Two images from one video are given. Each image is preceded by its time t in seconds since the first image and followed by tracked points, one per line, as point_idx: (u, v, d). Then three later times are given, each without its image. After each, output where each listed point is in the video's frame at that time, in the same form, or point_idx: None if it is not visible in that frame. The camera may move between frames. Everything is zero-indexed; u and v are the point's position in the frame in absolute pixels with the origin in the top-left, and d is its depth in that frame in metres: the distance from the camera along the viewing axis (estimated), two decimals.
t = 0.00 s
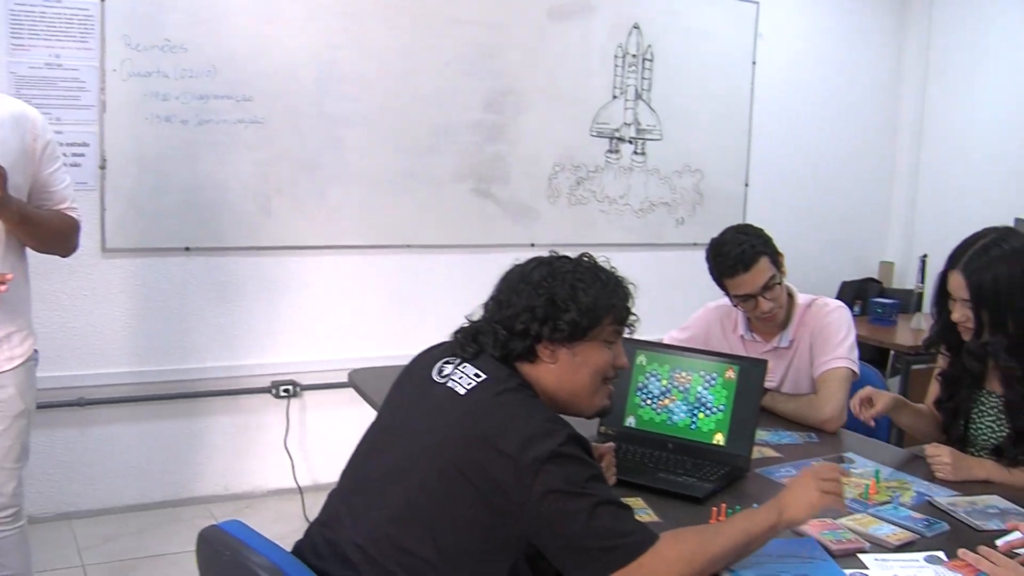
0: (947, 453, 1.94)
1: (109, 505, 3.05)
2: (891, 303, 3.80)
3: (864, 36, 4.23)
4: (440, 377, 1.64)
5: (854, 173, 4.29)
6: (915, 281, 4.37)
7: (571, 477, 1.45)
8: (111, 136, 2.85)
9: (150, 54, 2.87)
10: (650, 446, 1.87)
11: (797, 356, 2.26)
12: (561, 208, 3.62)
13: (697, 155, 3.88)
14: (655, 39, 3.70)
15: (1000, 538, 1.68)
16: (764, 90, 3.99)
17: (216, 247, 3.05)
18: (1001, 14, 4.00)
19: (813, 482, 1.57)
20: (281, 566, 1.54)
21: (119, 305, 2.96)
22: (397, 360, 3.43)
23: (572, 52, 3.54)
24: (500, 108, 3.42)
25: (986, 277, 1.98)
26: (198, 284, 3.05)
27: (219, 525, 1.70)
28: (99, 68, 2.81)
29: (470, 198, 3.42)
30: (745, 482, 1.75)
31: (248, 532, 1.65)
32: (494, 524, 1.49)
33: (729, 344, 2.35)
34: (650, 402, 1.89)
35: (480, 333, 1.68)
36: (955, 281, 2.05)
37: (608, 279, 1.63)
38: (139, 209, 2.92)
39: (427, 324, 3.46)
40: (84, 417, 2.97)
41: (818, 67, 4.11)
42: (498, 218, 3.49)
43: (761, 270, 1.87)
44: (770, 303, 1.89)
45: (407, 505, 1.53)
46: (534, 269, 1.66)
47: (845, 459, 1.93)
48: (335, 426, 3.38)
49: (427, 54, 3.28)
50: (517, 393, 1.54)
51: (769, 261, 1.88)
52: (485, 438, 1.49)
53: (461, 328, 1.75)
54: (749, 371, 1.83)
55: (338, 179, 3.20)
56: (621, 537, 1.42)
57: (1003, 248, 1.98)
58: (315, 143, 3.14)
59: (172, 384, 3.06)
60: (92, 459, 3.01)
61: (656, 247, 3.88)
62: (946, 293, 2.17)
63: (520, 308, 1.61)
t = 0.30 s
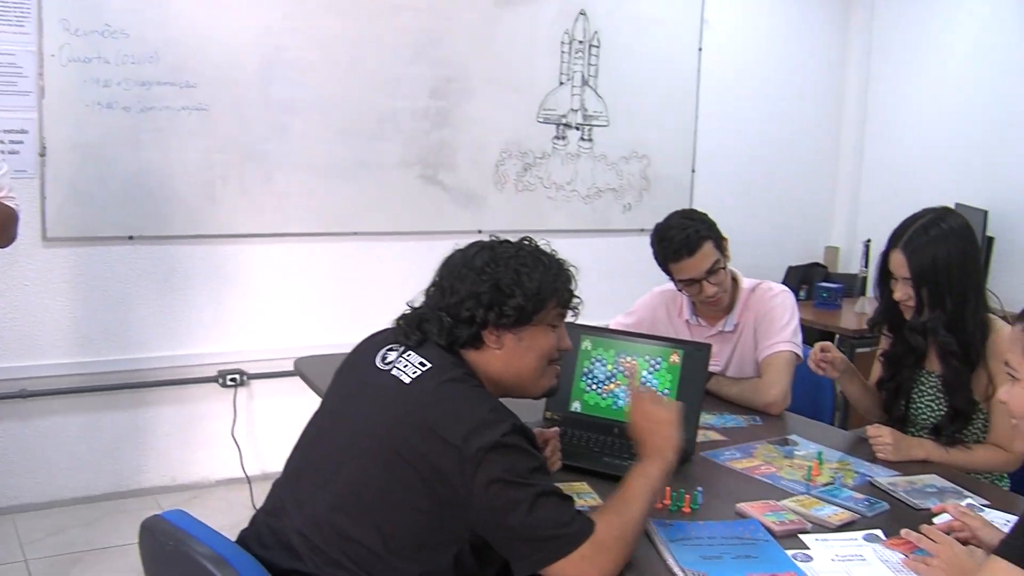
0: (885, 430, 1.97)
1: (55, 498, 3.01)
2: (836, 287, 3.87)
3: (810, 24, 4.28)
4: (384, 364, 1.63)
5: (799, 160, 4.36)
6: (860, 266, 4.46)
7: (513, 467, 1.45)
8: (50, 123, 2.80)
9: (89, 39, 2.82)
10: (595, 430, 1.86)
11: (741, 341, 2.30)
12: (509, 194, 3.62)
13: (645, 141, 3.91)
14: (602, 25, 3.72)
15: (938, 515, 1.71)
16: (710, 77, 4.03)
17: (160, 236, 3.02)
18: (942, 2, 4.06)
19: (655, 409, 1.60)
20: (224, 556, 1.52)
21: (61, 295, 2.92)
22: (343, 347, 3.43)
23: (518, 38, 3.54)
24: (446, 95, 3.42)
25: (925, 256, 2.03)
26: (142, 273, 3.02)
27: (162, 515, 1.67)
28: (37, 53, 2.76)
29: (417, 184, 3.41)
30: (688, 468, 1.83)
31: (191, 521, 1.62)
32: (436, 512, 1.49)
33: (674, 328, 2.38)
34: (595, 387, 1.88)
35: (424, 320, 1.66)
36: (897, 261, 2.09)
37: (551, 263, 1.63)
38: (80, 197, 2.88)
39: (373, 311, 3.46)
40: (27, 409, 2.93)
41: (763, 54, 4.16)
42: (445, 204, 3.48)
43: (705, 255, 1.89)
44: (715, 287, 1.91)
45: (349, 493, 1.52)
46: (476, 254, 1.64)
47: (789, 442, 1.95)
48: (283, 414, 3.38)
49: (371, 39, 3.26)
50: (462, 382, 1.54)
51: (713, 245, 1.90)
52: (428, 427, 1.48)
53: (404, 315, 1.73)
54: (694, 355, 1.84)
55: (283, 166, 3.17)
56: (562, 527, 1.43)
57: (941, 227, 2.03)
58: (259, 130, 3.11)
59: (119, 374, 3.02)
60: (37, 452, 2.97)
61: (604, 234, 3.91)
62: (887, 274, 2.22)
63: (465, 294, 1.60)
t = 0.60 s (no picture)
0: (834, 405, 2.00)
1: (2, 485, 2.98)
2: (784, 266, 3.94)
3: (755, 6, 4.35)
4: (332, 345, 1.63)
5: (743, 142, 4.45)
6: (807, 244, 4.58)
7: (463, 441, 1.50)
8: None
9: (28, 17, 2.76)
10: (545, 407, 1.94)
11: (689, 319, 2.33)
12: (458, 174, 3.62)
13: (593, 121, 3.95)
14: (551, 6, 3.73)
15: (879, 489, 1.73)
16: (659, 59, 4.09)
17: (105, 219, 2.98)
18: None
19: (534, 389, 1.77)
20: (168, 538, 1.48)
21: (4, 281, 2.88)
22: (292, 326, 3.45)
23: (467, 18, 3.53)
24: (395, 75, 3.41)
25: (877, 228, 2.06)
26: (87, 257, 2.99)
27: (104, 499, 1.63)
28: None
29: (365, 165, 3.41)
30: (636, 444, 1.84)
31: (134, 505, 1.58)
32: (384, 492, 1.51)
33: (622, 306, 2.41)
34: (543, 365, 1.95)
35: (375, 301, 1.67)
36: (847, 235, 2.11)
37: (504, 249, 1.64)
38: (21, 180, 2.83)
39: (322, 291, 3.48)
40: None
41: (709, 35, 4.22)
42: (394, 185, 3.48)
43: (654, 233, 1.89)
44: (662, 266, 1.91)
45: (298, 474, 1.53)
46: (430, 237, 1.65)
47: (736, 419, 1.98)
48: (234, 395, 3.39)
49: (319, 18, 3.23)
50: (408, 364, 1.55)
51: (662, 225, 1.91)
52: (376, 406, 1.50)
53: (354, 294, 1.74)
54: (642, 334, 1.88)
55: (231, 148, 3.14)
56: (509, 497, 1.49)
57: (891, 200, 2.06)
58: (206, 110, 3.08)
59: (67, 359, 3.00)
60: None
61: (551, 214, 3.95)
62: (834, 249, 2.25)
63: (418, 277, 1.60)
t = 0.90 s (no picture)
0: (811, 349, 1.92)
1: None
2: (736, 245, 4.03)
3: None
4: (280, 325, 1.61)
5: (694, 123, 4.53)
6: (758, 224, 4.64)
7: (411, 419, 1.48)
8: None
9: None
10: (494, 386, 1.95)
11: (639, 298, 2.35)
12: (409, 154, 3.62)
13: (545, 101, 3.96)
14: None
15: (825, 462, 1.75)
16: (611, 40, 4.13)
17: (51, 200, 2.94)
18: None
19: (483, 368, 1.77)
20: (113, 521, 1.41)
21: None
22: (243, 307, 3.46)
23: None
24: (345, 54, 3.39)
25: (826, 198, 2.10)
26: (34, 239, 2.95)
27: (49, 482, 1.54)
28: None
29: (315, 146, 3.39)
30: (585, 421, 1.85)
31: (81, 487, 1.49)
32: (333, 472, 1.49)
33: (573, 285, 2.42)
34: (493, 344, 1.96)
35: (326, 279, 1.64)
36: (798, 204, 2.15)
37: (457, 229, 1.64)
38: None
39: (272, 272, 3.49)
40: None
41: (660, 16, 4.27)
42: (345, 165, 3.47)
43: (603, 212, 1.90)
44: (612, 245, 1.92)
45: (246, 454, 1.51)
46: (383, 216, 1.64)
47: (686, 396, 1.99)
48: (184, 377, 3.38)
49: None
50: (358, 343, 1.54)
51: (611, 203, 1.91)
52: (325, 385, 1.48)
53: (305, 274, 1.71)
54: (591, 312, 1.91)
55: (180, 128, 3.11)
56: (458, 474, 1.48)
57: (841, 171, 2.10)
58: (153, 89, 3.04)
59: (16, 343, 2.97)
60: None
61: (503, 193, 3.95)
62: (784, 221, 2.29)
63: (369, 256, 1.58)
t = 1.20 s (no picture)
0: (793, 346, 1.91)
1: None
2: (700, 227, 4.08)
3: None
4: (241, 308, 1.57)
5: (657, 105, 4.60)
6: (722, 205, 4.80)
7: (373, 401, 1.45)
8: None
9: None
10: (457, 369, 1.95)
11: (603, 279, 2.36)
12: (372, 137, 3.63)
13: (509, 84, 3.99)
14: None
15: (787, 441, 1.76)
16: (575, 23, 4.17)
17: (9, 185, 2.90)
18: None
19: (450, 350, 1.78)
20: (73, 508, 1.34)
21: None
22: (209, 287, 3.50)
23: None
24: (308, 37, 3.38)
25: (795, 174, 2.14)
26: None
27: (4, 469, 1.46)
28: None
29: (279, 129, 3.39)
30: (548, 402, 1.86)
31: (39, 474, 1.42)
32: (295, 455, 1.45)
33: (536, 267, 2.43)
34: (456, 326, 1.96)
35: (287, 262, 1.61)
36: (768, 182, 2.18)
37: (418, 212, 1.62)
38: None
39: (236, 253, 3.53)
40: None
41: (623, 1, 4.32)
42: (309, 148, 3.47)
43: (566, 193, 1.90)
44: (576, 226, 1.92)
45: (206, 437, 1.46)
46: (343, 199, 1.61)
47: (649, 377, 2.00)
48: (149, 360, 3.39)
49: None
50: (320, 325, 1.51)
51: (573, 184, 1.91)
52: (286, 366, 1.44)
53: (266, 257, 1.67)
54: (553, 294, 1.93)
55: (142, 112, 3.08)
56: (423, 455, 1.45)
57: (808, 149, 2.14)
58: (114, 72, 3.00)
59: None
60: None
61: (469, 175, 3.97)
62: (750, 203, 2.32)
63: (330, 238, 1.55)
